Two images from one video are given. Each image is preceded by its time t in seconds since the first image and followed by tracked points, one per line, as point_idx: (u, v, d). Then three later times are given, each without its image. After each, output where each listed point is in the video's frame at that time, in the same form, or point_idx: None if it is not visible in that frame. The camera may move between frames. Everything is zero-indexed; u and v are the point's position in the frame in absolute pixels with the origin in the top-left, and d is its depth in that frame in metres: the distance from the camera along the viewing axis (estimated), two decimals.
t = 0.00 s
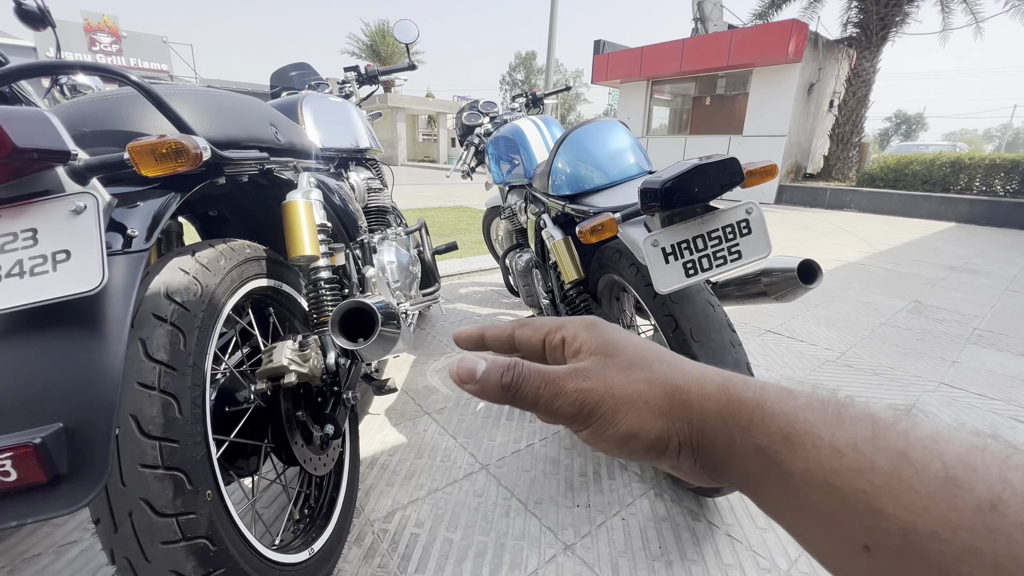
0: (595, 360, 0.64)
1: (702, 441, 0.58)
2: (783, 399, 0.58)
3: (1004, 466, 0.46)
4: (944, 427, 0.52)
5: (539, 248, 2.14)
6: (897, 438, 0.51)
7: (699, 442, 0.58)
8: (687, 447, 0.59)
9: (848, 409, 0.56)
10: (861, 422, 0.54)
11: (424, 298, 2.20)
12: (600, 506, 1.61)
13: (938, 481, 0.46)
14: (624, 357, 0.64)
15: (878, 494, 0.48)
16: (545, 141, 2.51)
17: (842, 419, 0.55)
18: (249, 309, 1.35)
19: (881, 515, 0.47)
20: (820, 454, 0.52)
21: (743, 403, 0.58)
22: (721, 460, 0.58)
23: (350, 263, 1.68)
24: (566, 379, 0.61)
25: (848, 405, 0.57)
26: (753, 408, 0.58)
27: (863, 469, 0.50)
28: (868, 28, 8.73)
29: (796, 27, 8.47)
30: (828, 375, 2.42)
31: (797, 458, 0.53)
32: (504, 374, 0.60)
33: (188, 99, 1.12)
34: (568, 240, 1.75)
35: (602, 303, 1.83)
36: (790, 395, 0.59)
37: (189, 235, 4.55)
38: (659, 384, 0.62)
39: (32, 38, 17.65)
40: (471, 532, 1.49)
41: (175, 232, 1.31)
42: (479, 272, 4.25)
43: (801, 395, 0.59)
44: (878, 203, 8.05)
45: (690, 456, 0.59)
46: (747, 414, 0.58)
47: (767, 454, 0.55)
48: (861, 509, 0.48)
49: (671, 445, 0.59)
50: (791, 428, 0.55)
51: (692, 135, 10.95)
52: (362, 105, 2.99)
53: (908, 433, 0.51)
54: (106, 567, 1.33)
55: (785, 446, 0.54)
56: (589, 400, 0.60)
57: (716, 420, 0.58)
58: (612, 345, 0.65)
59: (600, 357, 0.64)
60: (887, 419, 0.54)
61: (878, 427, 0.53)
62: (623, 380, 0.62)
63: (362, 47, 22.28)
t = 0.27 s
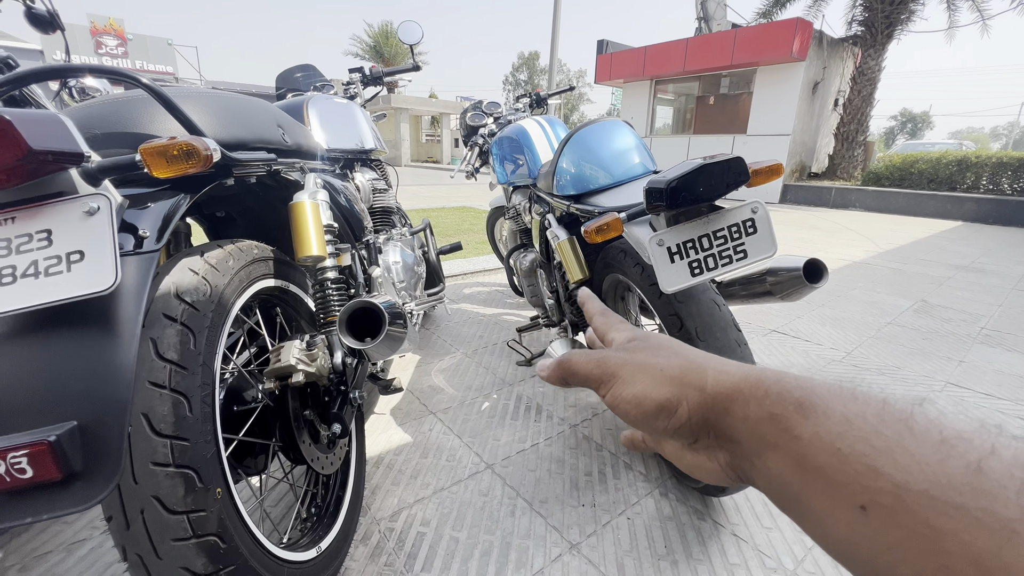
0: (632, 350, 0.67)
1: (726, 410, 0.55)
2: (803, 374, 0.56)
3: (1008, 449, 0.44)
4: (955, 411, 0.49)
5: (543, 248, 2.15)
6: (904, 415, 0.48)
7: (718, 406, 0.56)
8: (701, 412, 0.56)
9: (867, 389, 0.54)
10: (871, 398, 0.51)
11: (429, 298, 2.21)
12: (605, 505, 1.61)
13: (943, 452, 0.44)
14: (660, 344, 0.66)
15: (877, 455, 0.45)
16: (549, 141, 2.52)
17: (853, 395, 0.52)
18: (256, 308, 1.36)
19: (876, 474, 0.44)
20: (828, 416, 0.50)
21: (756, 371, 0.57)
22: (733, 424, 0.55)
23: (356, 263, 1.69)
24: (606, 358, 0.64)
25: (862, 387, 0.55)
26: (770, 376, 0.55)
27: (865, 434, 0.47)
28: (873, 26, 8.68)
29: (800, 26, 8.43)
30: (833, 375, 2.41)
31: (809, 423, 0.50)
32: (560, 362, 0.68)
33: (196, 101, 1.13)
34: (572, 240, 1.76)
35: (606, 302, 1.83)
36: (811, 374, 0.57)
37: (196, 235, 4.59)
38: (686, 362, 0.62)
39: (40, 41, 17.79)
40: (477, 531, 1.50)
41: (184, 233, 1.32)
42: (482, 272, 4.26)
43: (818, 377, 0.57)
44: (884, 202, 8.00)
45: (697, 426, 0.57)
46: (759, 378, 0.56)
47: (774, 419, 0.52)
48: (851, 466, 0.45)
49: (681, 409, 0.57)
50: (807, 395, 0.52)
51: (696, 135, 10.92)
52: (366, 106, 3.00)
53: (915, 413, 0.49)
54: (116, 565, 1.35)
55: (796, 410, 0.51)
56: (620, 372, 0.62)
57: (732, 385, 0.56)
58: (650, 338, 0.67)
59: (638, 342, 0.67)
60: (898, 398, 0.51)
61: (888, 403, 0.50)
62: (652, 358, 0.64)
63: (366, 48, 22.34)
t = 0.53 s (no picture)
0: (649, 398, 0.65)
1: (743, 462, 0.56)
2: (802, 413, 0.56)
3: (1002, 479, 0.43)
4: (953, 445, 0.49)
5: (545, 248, 2.15)
6: (899, 452, 0.48)
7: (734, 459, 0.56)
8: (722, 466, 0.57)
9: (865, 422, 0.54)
10: (867, 434, 0.52)
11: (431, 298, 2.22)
12: (607, 505, 1.61)
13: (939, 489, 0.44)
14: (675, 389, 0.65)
15: (881, 500, 0.45)
16: (551, 141, 2.52)
17: (850, 434, 0.52)
18: (259, 309, 1.36)
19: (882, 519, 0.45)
20: (829, 459, 0.50)
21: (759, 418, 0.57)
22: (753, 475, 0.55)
23: (358, 264, 1.70)
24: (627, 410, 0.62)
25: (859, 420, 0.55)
26: (773, 422, 0.56)
27: (865, 478, 0.47)
28: (876, 25, 8.65)
29: (802, 25, 8.42)
30: (836, 375, 2.41)
31: (815, 472, 0.50)
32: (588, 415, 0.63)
33: (200, 102, 1.14)
34: (574, 240, 1.76)
35: (608, 302, 1.83)
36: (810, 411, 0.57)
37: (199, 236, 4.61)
38: (702, 408, 0.61)
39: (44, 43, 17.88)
40: (479, 531, 1.50)
41: (187, 233, 1.33)
42: (484, 272, 4.27)
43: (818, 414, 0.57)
44: (887, 202, 7.98)
45: (724, 473, 0.57)
46: (764, 427, 0.56)
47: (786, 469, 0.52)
48: (864, 512, 0.46)
49: (707, 461, 0.57)
50: (807, 438, 0.53)
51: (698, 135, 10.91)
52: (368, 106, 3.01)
53: (909, 449, 0.49)
54: (121, 563, 1.36)
55: (801, 459, 0.51)
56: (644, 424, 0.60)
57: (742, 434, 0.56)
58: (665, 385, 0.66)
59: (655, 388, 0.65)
60: (893, 432, 0.52)
61: (882, 440, 0.50)
62: (672, 406, 0.62)
63: (367, 49, 22.38)
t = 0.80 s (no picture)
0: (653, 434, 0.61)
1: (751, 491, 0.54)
2: (799, 436, 0.54)
3: (996, 500, 0.43)
4: (947, 460, 0.49)
5: (544, 248, 2.15)
6: (895, 479, 0.48)
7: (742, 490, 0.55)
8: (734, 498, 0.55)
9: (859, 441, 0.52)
10: (863, 459, 0.50)
11: (430, 298, 2.22)
12: (606, 505, 1.61)
13: (938, 520, 0.44)
14: (677, 420, 0.60)
15: (886, 534, 0.45)
16: (550, 141, 2.52)
17: (846, 459, 0.51)
18: (258, 309, 1.37)
19: (887, 552, 0.45)
20: (831, 492, 0.49)
21: (760, 450, 0.55)
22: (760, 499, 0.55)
23: (357, 263, 1.70)
24: (638, 456, 0.59)
25: (853, 436, 0.54)
26: (773, 452, 0.54)
27: (867, 511, 0.47)
28: (876, 25, 8.65)
29: (802, 25, 8.42)
30: (835, 374, 2.41)
31: (820, 504, 0.50)
32: (601, 458, 0.62)
33: (198, 103, 1.14)
34: (573, 240, 1.76)
35: (607, 302, 1.84)
36: (807, 432, 0.54)
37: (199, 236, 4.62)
38: (705, 439, 0.58)
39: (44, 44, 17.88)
40: (478, 531, 1.50)
41: (186, 233, 1.33)
42: (484, 272, 4.27)
43: (815, 431, 0.55)
44: (887, 201, 7.98)
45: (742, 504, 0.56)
46: (766, 458, 0.54)
47: (793, 501, 0.51)
48: (872, 545, 0.46)
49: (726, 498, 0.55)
50: (807, 467, 0.52)
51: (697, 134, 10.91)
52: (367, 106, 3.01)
53: (904, 472, 0.48)
54: (120, 563, 1.36)
55: (806, 495, 0.51)
56: (656, 469, 0.58)
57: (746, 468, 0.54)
58: (665, 414, 0.61)
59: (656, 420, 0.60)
60: (888, 452, 0.51)
61: (877, 465, 0.49)
62: (677, 442, 0.58)
63: (367, 49, 22.37)
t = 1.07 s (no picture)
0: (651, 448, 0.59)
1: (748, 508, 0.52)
2: (788, 451, 0.51)
3: (982, 515, 0.40)
4: (935, 473, 0.46)
5: (541, 247, 2.15)
6: (884, 496, 0.44)
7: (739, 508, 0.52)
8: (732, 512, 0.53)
9: (845, 453, 0.49)
10: (850, 476, 0.47)
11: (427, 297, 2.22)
12: (603, 505, 1.61)
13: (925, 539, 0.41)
14: (673, 434, 0.58)
15: (878, 554, 0.43)
16: (548, 140, 2.52)
17: (834, 474, 0.48)
18: (254, 308, 1.36)
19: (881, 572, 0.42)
20: (822, 511, 0.46)
21: (752, 468, 0.52)
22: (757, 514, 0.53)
23: (354, 263, 1.70)
24: (639, 471, 0.58)
25: (841, 447, 0.50)
26: (764, 470, 0.51)
27: (858, 530, 0.44)
28: (874, 25, 8.66)
29: (801, 24, 8.42)
30: (833, 373, 2.41)
31: (812, 522, 0.47)
32: (605, 470, 0.62)
33: (192, 101, 1.14)
34: (570, 239, 1.76)
35: (604, 301, 1.84)
36: (796, 446, 0.51)
37: (197, 236, 4.61)
38: (701, 455, 0.55)
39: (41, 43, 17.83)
40: (474, 531, 1.50)
41: (181, 232, 1.33)
42: (482, 271, 4.27)
43: (804, 444, 0.51)
44: (885, 201, 7.99)
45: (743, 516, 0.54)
46: (758, 476, 0.51)
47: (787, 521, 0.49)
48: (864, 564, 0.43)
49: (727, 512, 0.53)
50: (795, 486, 0.49)
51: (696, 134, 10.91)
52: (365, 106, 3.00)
53: (891, 488, 0.45)
54: (115, 563, 1.35)
55: (799, 515, 0.48)
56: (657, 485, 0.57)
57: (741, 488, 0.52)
58: (660, 426, 0.59)
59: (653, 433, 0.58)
60: (873, 466, 0.47)
61: (864, 482, 0.46)
62: (675, 457, 0.56)
63: (366, 48, 22.35)
